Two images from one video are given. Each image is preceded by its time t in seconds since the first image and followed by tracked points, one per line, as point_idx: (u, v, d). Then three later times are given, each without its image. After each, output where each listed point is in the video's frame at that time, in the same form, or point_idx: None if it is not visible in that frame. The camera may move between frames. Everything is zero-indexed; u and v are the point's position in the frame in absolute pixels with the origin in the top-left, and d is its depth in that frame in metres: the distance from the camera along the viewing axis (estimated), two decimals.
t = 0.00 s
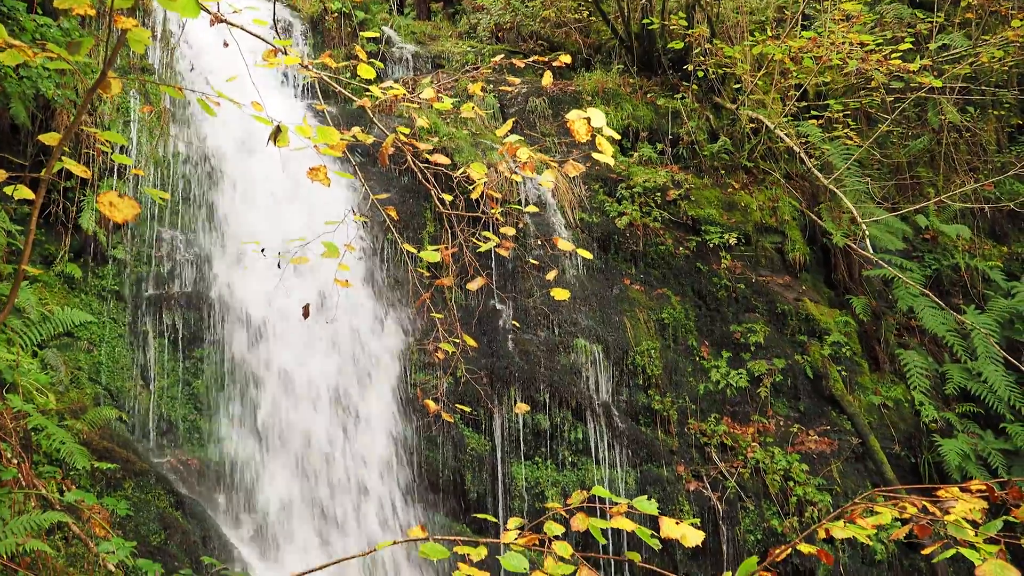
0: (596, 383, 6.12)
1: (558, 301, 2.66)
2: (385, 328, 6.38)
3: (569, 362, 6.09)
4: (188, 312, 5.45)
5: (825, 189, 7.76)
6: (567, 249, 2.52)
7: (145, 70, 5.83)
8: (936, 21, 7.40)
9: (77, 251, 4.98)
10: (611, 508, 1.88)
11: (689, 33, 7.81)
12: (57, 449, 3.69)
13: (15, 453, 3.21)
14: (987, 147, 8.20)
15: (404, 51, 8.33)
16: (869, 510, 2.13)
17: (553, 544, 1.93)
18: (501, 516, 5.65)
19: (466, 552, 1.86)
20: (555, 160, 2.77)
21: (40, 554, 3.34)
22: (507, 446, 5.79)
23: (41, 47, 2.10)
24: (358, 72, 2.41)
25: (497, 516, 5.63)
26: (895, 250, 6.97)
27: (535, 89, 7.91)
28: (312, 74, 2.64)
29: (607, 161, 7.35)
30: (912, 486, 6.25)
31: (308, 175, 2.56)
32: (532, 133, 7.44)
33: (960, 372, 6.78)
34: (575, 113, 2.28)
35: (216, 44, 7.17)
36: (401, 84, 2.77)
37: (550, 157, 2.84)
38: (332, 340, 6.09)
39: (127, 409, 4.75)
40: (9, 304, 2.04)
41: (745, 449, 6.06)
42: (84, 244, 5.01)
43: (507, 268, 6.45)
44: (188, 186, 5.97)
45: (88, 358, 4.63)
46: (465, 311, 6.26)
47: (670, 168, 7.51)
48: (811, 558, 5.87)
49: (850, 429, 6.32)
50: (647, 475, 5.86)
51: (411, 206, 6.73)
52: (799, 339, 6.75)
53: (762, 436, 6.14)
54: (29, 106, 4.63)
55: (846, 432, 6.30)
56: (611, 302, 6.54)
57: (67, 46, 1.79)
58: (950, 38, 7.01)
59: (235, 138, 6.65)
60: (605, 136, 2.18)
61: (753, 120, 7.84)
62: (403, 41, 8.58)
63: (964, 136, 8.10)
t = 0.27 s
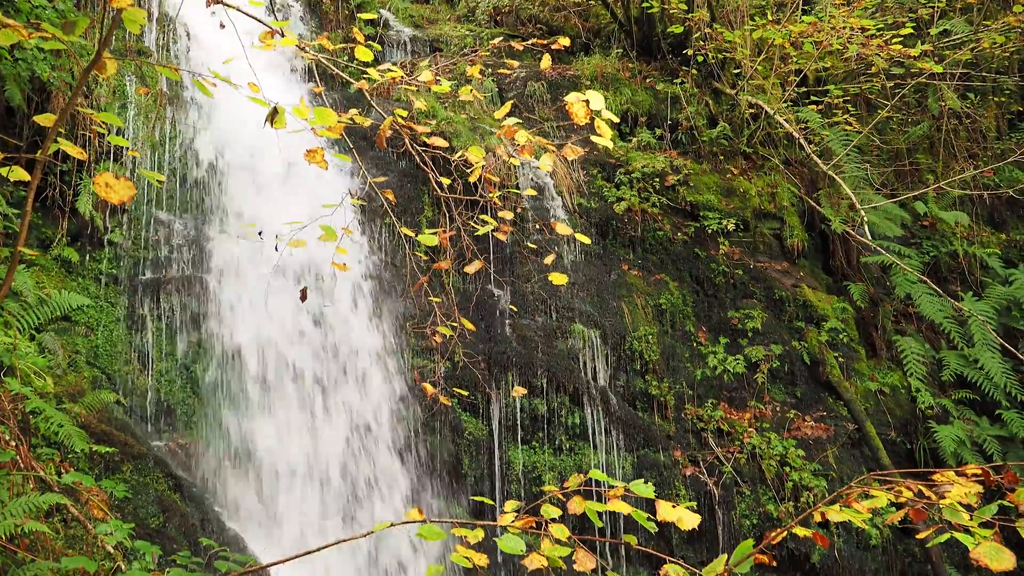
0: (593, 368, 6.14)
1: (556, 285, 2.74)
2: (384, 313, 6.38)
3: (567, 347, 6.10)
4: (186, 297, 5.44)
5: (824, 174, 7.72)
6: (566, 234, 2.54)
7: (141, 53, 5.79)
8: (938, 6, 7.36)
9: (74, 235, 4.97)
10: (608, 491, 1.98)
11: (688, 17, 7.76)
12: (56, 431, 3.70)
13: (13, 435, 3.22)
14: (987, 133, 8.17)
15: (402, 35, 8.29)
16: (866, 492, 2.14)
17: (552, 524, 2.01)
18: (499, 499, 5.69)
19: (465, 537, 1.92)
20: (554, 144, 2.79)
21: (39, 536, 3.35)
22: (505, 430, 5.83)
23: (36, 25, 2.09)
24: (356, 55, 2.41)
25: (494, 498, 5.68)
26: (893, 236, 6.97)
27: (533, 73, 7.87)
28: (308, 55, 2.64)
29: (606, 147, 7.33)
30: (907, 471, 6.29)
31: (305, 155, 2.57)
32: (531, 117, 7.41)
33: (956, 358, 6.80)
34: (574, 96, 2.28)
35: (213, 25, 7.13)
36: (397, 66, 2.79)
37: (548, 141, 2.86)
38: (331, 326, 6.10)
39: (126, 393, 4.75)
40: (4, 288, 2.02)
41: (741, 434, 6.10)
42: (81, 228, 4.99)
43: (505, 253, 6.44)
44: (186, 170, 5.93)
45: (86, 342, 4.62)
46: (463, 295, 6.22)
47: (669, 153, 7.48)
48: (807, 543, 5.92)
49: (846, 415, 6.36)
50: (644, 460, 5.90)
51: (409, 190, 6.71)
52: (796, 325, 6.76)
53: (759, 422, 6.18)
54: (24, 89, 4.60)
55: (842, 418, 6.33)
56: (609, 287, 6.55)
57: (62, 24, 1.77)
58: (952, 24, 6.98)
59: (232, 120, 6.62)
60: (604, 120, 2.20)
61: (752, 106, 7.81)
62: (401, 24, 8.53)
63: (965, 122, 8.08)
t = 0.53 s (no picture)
0: (591, 353, 6.16)
1: (554, 267, 2.78)
2: (381, 295, 6.38)
3: (564, 331, 6.14)
4: (183, 280, 5.42)
5: (823, 160, 7.69)
6: (563, 216, 2.70)
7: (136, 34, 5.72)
8: None
9: (71, 217, 4.93)
10: (605, 474, 2.02)
11: None
12: (53, 413, 3.71)
13: (11, 416, 3.21)
14: (987, 120, 8.15)
15: (401, 17, 8.26)
16: (862, 476, 2.10)
17: (548, 507, 2.09)
18: (496, 481, 5.75)
19: (461, 517, 2.03)
20: (554, 125, 2.81)
21: (38, 516, 3.35)
22: (502, 414, 5.87)
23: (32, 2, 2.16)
24: (354, 35, 2.40)
25: (492, 481, 5.71)
26: (892, 222, 6.96)
27: (533, 56, 7.84)
28: (305, 36, 2.62)
29: (605, 131, 7.30)
30: (902, 456, 6.32)
31: (303, 136, 2.58)
32: (529, 100, 7.36)
33: (953, 345, 6.80)
34: (574, 77, 2.28)
35: (210, 6, 7.07)
36: (396, 48, 2.79)
37: (547, 123, 2.81)
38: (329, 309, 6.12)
39: (124, 375, 4.75)
40: None
41: (738, 419, 6.14)
42: (77, 210, 4.96)
43: (503, 237, 6.43)
44: (183, 152, 5.89)
45: (84, 324, 4.61)
46: (461, 279, 6.19)
47: (668, 138, 7.45)
48: (801, 527, 5.97)
49: (843, 401, 6.39)
50: (641, 444, 5.95)
51: (407, 174, 6.68)
52: (794, 311, 6.77)
53: (755, 407, 6.21)
54: (20, 69, 4.55)
55: (839, 403, 6.37)
56: (607, 272, 6.55)
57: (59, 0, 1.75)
58: (953, 9, 6.95)
59: (228, 102, 6.57)
60: (604, 102, 2.22)
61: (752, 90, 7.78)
62: (400, 6, 8.47)
63: (965, 108, 8.06)
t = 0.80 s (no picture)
0: (589, 338, 6.19)
1: (554, 254, 2.59)
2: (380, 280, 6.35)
3: (562, 317, 6.16)
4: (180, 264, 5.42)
5: (822, 147, 7.68)
6: (563, 201, 2.54)
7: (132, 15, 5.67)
8: None
9: (68, 201, 4.92)
10: (604, 457, 1.97)
11: None
12: (51, 396, 3.71)
13: (8, 398, 3.21)
14: (988, 107, 8.14)
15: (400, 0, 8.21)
16: (856, 460, 2.14)
17: (548, 488, 1.98)
18: (493, 464, 5.79)
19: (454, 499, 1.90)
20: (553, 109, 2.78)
21: (36, 498, 3.34)
22: (500, 399, 5.89)
23: None
24: (352, 17, 2.39)
25: (488, 463, 5.76)
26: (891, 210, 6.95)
27: (532, 40, 7.81)
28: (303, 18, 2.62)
29: (604, 116, 7.27)
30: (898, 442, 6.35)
31: (300, 119, 2.57)
32: (528, 84, 7.33)
33: (950, 332, 6.80)
34: (573, 59, 2.24)
35: None
36: (395, 30, 2.78)
37: (546, 106, 2.77)
38: (328, 292, 6.08)
39: (122, 358, 4.76)
40: None
41: (735, 405, 6.17)
42: (74, 193, 4.94)
43: (502, 222, 6.43)
44: (181, 135, 5.86)
45: (81, 308, 4.60)
46: (458, 264, 6.25)
47: (667, 123, 7.43)
48: (797, 513, 6.00)
49: (839, 387, 6.41)
50: (638, 429, 5.98)
51: (405, 158, 6.67)
52: (791, 297, 6.77)
53: (752, 393, 6.24)
54: (15, 51, 4.51)
55: (835, 389, 6.39)
56: (605, 257, 6.56)
57: None
58: None
59: (226, 83, 6.55)
60: (603, 83, 2.19)
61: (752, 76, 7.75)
62: None
63: (965, 96, 8.05)
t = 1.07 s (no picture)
0: (586, 323, 6.24)
1: (552, 236, 2.58)
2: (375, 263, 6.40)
3: (560, 302, 6.20)
4: (177, 247, 5.39)
5: (821, 133, 7.67)
6: (560, 184, 2.48)
7: None
8: None
9: (63, 184, 4.89)
10: (598, 441, 1.95)
11: None
12: (48, 379, 3.71)
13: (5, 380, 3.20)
14: (987, 94, 8.14)
15: None
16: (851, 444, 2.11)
17: (541, 473, 2.05)
18: (490, 447, 5.85)
19: (455, 479, 1.95)
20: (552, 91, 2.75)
21: (32, 481, 3.34)
22: (497, 384, 5.95)
23: None
24: None
25: (485, 446, 5.79)
26: (889, 196, 6.94)
27: (531, 24, 7.77)
28: None
29: (603, 100, 7.25)
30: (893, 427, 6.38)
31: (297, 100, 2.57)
32: (527, 67, 7.30)
33: (946, 319, 6.81)
34: (572, 41, 2.19)
35: None
36: (392, 11, 2.74)
37: (544, 87, 2.76)
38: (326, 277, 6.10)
39: (118, 341, 4.74)
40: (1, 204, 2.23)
41: (731, 390, 6.21)
42: (70, 176, 4.92)
43: (499, 207, 6.43)
44: (177, 118, 5.80)
45: (78, 292, 4.58)
46: (456, 248, 6.22)
47: (665, 109, 7.42)
48: (792, 497, 6.04)
49: (836, 372, 6.44)
50: (635, 414, 6.03)
51: (403, 142, 6.66)
52: (789, 284, 6.78)
53: (749, 378, 6.28)
54: (10, 32, 4.48)
55: (831, 375, 6.42)
56: (603, 243, 6.56)
57: None
58: None
59: (221, 63, 6.49)
60: (601, 67, 2.16)
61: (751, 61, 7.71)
62: None
63: (965, 82, 8.04)
